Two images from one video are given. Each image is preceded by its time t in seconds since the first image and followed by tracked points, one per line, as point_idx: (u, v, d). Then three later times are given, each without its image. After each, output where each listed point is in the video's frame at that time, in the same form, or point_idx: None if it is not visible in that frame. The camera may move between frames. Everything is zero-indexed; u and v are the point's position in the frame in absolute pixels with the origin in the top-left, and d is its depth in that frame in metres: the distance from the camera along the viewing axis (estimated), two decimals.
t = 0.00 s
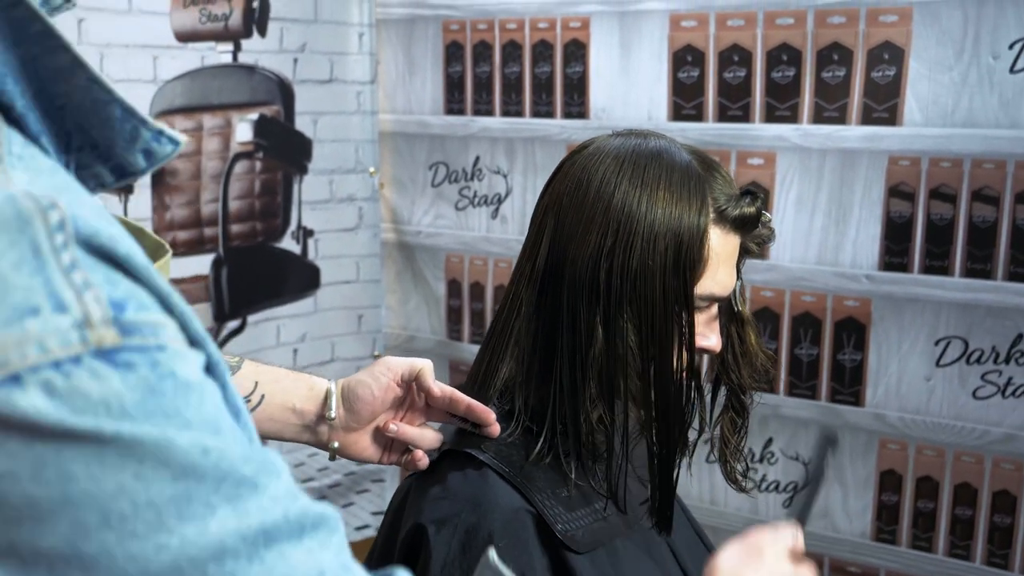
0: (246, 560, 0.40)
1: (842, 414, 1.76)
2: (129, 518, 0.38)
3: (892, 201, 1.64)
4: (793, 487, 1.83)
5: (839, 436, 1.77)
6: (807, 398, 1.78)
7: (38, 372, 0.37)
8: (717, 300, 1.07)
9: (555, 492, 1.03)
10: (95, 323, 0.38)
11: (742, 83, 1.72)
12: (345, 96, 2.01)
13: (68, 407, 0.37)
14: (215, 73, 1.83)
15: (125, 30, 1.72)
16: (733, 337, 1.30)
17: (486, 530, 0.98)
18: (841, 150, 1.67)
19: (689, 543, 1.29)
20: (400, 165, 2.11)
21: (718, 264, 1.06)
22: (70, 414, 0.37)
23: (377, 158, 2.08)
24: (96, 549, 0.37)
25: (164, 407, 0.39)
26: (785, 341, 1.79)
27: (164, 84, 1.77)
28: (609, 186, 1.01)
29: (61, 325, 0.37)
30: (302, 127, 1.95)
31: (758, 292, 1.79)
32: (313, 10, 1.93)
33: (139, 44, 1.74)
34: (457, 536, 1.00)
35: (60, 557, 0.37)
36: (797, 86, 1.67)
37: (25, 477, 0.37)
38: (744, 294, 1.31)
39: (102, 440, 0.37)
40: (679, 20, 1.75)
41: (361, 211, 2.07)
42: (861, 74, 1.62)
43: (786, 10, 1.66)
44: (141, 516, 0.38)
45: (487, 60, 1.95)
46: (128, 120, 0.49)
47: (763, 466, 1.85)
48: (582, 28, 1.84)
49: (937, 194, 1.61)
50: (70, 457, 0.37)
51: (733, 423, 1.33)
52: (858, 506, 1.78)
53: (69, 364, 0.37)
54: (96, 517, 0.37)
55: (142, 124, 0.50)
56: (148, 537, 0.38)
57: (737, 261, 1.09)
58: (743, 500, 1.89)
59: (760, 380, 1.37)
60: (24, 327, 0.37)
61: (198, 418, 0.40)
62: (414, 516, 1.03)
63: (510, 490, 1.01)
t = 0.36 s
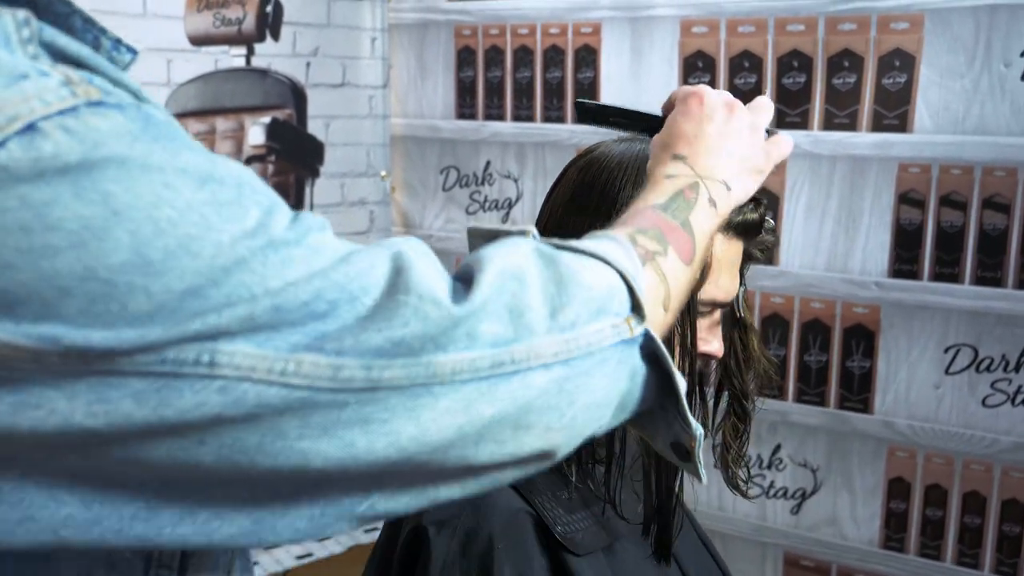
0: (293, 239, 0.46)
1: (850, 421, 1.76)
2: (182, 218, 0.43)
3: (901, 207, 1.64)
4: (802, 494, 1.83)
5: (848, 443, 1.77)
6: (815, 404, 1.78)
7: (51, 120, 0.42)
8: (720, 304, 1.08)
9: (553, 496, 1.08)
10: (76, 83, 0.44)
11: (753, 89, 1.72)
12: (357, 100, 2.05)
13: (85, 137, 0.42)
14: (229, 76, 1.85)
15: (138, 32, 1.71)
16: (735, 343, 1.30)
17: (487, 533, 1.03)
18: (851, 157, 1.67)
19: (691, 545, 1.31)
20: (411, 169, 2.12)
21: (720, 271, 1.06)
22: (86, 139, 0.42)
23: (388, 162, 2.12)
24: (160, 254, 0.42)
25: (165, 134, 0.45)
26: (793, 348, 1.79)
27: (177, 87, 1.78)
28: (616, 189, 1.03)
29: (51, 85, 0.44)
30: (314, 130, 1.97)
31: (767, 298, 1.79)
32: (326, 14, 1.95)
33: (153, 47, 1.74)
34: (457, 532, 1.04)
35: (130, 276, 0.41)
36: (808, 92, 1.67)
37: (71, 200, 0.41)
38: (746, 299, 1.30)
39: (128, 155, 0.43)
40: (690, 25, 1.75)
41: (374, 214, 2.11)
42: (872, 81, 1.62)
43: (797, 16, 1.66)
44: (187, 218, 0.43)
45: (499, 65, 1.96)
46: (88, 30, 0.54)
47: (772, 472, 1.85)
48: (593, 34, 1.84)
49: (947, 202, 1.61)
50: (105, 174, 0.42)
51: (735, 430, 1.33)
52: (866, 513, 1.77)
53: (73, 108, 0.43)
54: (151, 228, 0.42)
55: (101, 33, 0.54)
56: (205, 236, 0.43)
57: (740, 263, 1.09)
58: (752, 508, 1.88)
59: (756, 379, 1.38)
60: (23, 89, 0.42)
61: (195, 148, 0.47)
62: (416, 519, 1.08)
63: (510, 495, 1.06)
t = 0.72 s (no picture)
0: (286, 274, 0.49)
1: (861, 427, 1.75)
2: (167, 236, 0.45)
3: (914, 213, 1.64)
4: (812, 500, 1.82)
5: (859, 450, 1.76)
6: (826, 410, 1.78)
7: (47, 126, 0.45)
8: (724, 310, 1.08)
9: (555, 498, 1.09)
10: (81, 89, 0.47)
11: (764, 95, 1.72)
12: (370, 103, 2.05)
13: (78, 146, 0.45)
14: (242, 79, 1.85)
15: (154, 36, 1.73)
16: (739, 348, 1.30)
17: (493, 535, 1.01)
18: (863, 162, 1.66)
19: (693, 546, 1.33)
20: (423, 172, 2.13)
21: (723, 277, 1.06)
22: (80, 148, 0.45)
23: (401, 164, 2.13)
24: (141, 267, 0.45)
25: (160, 149, 0.48)
26: (804, 353, 1.78)
27: (192, 89, 1.79)
28: (619, 195, 1.04)
29: (53, 89, 0.46)
30: (327, 133, 1.98)
31: (778, 304, 1.79)
32: (340, 18, 1.96)
33: (166, 49, 1.75)
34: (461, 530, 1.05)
35: (111, 287, 0.45)
36: (820, 97, 1.67)
37: (58, 208, 0.44)
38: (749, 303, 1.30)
39: (121, 168, 0.45)
40: (702, 30, 1.75)
41: (386, 218, 2.12)
42: (885, 86, 1.61)
43: (810, 21, 1.66)
44: (172, 235, 0.46)
45: (511, 69, 1.97)
46: (92, 36, 0.54)
47: (782, 478, 1.84)
48: (606, 38, 1.85)
49: (960, 208, 1.60)
50: (95, 186, 0.45)
51: (739, 434, 1.33)
52: (875, 520, 1.77)
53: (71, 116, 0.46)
54: (133, 242, 0.45)
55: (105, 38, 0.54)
56: (187, 254, 0.46)
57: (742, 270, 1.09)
58: (762, 513, 1.88)
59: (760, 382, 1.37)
60: (26, 93, 0.45)
61: (193, 163, 0.49)
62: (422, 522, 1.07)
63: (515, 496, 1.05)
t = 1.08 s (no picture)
0: (234, 390, 0.48)
1: (880, 434, 1.74)
2: (111, 341, 0.46)
3: (934, 219, 1.62)
4: (830, 507, 1.81)
5: (878, 457, 1.75)
6: (845, 417, 1.76)
7: (9, 213, 0.46)
8: (733, 318, 1.12)
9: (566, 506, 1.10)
10: (55, 171, 0.48)
11: (783, 99, 1.71)
12: (389, 107, 2.05)
13: (36, 239, 0.46)
14: (262, 83, 1.87)
15: (175, 39, 1.73)
16: (751, 356, 1.30)
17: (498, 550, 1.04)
18: (882, 167, 1.65)
19: (700, 550, 1.35)
20: (441, 176, 2.14)
21: (734, 283, 1.09)
22: (36, 242, 0.46)
23: (420, 168, 2.13)
24: (81, 372, 0.46)
25: (128, 246, 0.48)
26: (823, 359, 1.77)
27: (212, 93, 1.80)
28: (631, 201, 1.05)
29: (26, 171, 0.47)
30: (346, 137, 1.99)
31: (797, 309, 1.78)
32: (359, 22, 1.97)
33: (188, 53, 1.76)
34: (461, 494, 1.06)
35: (45, 389, 0.46)
36: (840, 101, 1.66)
37: (8, 304, 0.46)
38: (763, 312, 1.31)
39: (76, 269, 0.46)
40: (721, 34, 1.75)
41: (404, 221, 2.12)
42: (905, 91, 1.60)
43: (829, 25, 1.65)
44: (119, 341, 0.46)
45: (530, 72, 1.97)
46: (95, 61, 0.57)
47: (800, 485, 1.83)
48: (624, 42, 1.85)
49: (981, 214, 1.59)
50: (46, 285, 0.46)
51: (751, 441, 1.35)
52: (895, 528, 1.75)
53: (35, 204, 0.47)
54: (76, 344, 0.46)
55: (107, 64, 0.58)
56: (132, 360, 0.46)
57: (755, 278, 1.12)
58: (780, 520, 1.87)
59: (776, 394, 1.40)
60: None
61: (165, 262, 0.49)
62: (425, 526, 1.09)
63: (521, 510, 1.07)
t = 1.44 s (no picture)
0: (146, 461, 0.44)
1: (892, 439, 1.72)
2: (13, 399, 0.42)
3: (948, 223, 1.61)
4: (840, 511, 1.80)
5: (889, 462, 1.74)
6: (857, 421, 1.75)
7: None
8: (733, 320, 1.10)
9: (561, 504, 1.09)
10: None
11: (797, 101, 1.71)
12: (404, 107, 2.07)
13: None
14: (276, 82, 1.87)
15: (190, 39, 1.75)
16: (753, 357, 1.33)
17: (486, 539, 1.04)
18: (897, 171, 1.64)
19: (706, 556, 1.31)
20: (454, 176, 2.14)
21: (732, 286, 1.08)
22: None
23: (433, 168, 2.14)
24: None
25: (45, 298, 0.43)
26: (834, 363, 1.76)
27: (226, 92, 1.80)
28: (628, 202, 1.06)
29: None
30: (360, 137, 2.00)
31: (809, 312, 1.77)
32: (374, 22, 1.98)
33: (202, 53, 1.77)
34: (455, 480, 1.10)
35: None
36: (854, 104, 1.65)
37: None
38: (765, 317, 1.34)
39: None
40: (735, 36, 1.74)
41: (417, 220, 2.13)
42: (920, 94, 1.59)
43: (844, 27, 1.64)
44: (24, 401, 0.42)
45: (543, 73, 1.97)
46: (78, 62, 0.56)
47: (810, 489, 1.82)
48: (638, 43, 1.84)
49: (996, 218, 1.57)
50: None
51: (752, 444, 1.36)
52: (906, 533, 1.74)
53: None
54: None
55: (90, 65, 0.56)
56: (33, 422, 0.43)
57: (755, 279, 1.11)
58: (789, 524, 1.86)
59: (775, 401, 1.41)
60: None
61: (88, 317, 0.44)
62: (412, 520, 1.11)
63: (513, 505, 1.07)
